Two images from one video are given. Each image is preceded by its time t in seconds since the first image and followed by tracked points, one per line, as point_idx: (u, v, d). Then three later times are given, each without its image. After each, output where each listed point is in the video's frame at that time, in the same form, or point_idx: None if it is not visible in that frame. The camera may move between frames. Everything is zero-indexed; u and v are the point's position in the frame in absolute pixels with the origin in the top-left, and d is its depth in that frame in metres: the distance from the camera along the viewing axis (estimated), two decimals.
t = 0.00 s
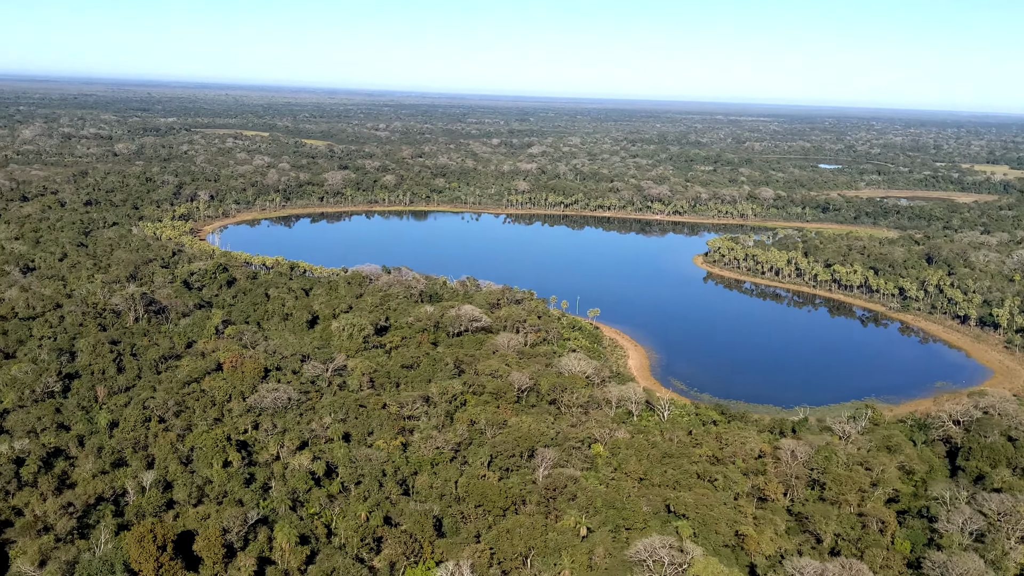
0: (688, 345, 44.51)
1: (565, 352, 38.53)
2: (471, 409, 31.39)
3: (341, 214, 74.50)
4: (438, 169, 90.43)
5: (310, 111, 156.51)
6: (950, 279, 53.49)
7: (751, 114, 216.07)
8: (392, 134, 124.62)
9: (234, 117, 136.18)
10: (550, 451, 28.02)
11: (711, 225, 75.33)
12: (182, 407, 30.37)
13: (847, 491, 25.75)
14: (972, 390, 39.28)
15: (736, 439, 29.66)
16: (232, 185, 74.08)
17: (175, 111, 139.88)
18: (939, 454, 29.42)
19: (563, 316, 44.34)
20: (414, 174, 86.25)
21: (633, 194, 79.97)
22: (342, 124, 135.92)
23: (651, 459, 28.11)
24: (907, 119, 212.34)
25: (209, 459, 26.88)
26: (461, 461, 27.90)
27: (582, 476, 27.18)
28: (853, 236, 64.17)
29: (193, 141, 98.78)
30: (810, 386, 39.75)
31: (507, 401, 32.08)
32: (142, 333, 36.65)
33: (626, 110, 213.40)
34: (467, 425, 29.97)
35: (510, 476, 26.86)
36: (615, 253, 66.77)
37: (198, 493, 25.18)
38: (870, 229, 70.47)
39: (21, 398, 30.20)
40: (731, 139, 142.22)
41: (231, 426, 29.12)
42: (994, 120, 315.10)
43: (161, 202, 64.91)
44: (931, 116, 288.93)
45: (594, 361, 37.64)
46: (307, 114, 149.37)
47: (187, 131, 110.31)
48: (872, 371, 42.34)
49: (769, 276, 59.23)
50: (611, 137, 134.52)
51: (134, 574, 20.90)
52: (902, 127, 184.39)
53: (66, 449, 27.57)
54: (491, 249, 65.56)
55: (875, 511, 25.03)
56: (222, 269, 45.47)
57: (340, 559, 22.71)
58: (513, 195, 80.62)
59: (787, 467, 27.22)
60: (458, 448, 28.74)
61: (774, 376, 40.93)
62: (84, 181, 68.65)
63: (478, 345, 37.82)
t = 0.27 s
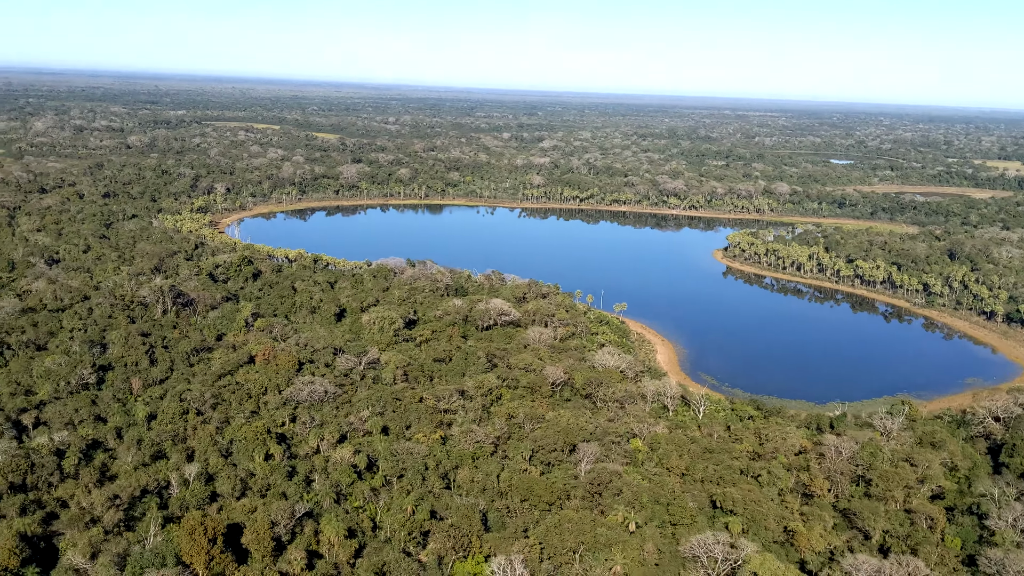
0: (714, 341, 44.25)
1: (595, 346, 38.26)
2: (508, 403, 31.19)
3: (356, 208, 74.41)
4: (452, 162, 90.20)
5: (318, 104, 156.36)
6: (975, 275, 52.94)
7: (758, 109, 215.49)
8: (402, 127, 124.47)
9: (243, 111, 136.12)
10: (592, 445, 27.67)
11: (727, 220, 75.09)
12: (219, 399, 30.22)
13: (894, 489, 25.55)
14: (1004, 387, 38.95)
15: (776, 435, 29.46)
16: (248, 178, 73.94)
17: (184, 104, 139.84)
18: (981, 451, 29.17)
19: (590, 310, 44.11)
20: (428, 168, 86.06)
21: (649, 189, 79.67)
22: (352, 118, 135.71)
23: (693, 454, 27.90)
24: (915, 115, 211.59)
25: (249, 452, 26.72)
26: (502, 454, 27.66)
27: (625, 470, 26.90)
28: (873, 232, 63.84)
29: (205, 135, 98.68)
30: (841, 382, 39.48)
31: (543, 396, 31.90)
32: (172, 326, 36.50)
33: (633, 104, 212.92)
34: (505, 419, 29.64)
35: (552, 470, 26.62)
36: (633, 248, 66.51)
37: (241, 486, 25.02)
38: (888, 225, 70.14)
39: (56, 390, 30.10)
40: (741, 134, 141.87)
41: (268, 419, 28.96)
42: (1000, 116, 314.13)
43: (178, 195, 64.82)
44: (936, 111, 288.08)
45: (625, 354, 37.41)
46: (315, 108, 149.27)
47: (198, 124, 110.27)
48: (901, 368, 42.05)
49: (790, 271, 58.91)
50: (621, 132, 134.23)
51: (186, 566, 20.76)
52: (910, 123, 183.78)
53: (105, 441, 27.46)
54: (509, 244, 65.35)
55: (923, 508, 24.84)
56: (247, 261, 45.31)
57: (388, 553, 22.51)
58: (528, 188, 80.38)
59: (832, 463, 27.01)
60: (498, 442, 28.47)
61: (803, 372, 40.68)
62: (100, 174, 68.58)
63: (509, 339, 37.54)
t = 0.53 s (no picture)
0: (739, 340, 44.04)
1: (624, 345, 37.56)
2: (542, 401, 30.76)
3: (366, 207, 74.08)
4: (461, 161, 89.93)
5: (322, 104, 156.14)
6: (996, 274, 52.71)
7: (761, 108, 215.47)
8: (408, 127, 124.25)
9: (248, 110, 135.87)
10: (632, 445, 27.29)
11: (737, 220, 74.89)
12: (252, 399, 30.00)
13: (939, 488, 25.35)
14: None
15: (815, 435, 29.21)
16: (259, 177, 73.66)
17: (189, 104, 139.64)
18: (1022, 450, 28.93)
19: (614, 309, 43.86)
20: (438, 167, 85.79)
21: (661, 187, 79.38)
22: (357, 117, 135.53)
23: (732, 454, 27.74)
24: (918, 115, 211.48)
25: (287, 451, 26.54)
26: (540, 453, 27.21)
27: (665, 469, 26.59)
28: (890, 231, 63.68)
29: (213, 134, 98.43)
30: (868, 381, 39.26)
31: (577, 395, 31.45)
32: (199, 325, 36.43)
33: (636, 103, 212.72)
34: (541, 418, 29.10)
35: (593, 469, 26.26)
36: (649, 247, 66.30)
37: (282, 485, 24.83)
38: (903, 224, 69.96)
39: (89, 390, 30.04)
40: (746, 134, 141.77)
41: (304, 418, 28.75)
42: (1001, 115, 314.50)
43: (191, 194, 64.60)
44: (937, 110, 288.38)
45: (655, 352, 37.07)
46: (320, 107, 149.07)
47: (205, 123, 110.02)
48: (927, 367, 41.83)
49: (809, 270, 58.75)
50: (627, 131, 134.08)
51: (235, 566, 20.64)
52: (914, 122, 183.80)
53: (141, 441, 27.35)
54: (524, 243, 65.16)
55: (969, 508, 24.66)
56: (268, 261, 45.00)
57: (435, 555, 22.30)
58: (539, 187, 80.11)
59: (874, 462, 26.80)
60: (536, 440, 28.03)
61: (830, 372, 40.46)
62: (112, 173, 68.50)
63: (537, 340, 36.56)
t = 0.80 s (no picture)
0: (773, 337, 43.75)
1: (662, 342, 37.12)
2: (587, 398, 30.31)
3: (386, 206, 73.92)
4: (478, 159, 89.72)
5: (333, 103, 156.18)
6: None
7: (770, 104, 214.84)
8: (420, 125, 124.12)
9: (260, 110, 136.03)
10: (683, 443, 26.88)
11: (758, 216, 74.60)
12: (296, 398, 29.82)
13: (999, 485, 24.98)
14: None
15: (866, 432, 28.87)
16: (278, 176, 73.57)
17: (201, 104, 139.89)
18: None
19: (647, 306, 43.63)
20: (455, 165, 85.58)
21: (681, 183, 78.98)
22: (369, 116, 135.55)
23: (784, 452, 27.45)
24: (929, 111, 210.47)
25: (338, 450, 26.38)
26: (591, 450, 26.77)
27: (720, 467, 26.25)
28: (916, 227, 63.24)
29: (228, 133, 98.45)
30: (907, 378, 38.93)
31: (621, 392, 30.91)
32: (237, 326, 36.41)
33: (645, 100, 212.30)
34: (589, 416, 28.65)
35: (646, 467, 25.87)
36: (672, 244, 65.98)
37: (337, 484, 24.65)
38: (926, 219, 69.54)
39: (133, 390, 30.00)
40: (758, 130, 141.27)
41: (351, 416, 28.55)
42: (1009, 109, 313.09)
43: (213, 194, 64.57)
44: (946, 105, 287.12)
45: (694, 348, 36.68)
46: (331, 107, 149.14)
47: (219, 123, 110.14)
48: (964, 363, 41.46)
49: (835, 267, 58.41)
50: (639, 128, 133.69)
51: (299, 565, 20.45)
52: (925, 118, 183.02)
53: (190, 441, 27.27)
54: (547, 242, 64.96)
55: None
56: (299, 260, 44.82)
57: (497, 554, 21.99)
58: (557, 184, 79.86)
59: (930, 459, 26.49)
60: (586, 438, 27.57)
61: (868, 368, 40.13)
62: (133, 173, 68.63)
63: (577, 338, 35.93)
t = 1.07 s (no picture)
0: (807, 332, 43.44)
1: (699, 337, 36.94)
2: (632, 395, 30.05)
3: (406, 204, 73.91)
4: (495, 157, 89.64)
5: (345, 102, 156.46)
6: None
7: (781, 100, 214.02)
8: (434, 123, 124.10)
9: (273, 110, 136.46)
10: (734, 441, 26.51)
11: (779, 212, 74.33)
12: (340, 396, 29.70)
13: None
14: None
15: (916, 428, 28.51)
16: (299, 175, 73.70)
17: (215, 104, 140.51)
18: None
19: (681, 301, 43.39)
20: (473, 162, 85.50)
21: (701, 179, 78.67)
22: (382, 115, 135.64)
23: (835, 448, 27.12)
24: (942, 106, 209.07)
25: (387, 449, 26.25)
26: (641, 448, 26.49)
27: (772, 464, 25.97)
28: (942, 222, 62.69)
29: (245, 133, 98.73)
30: (946, 373, 38.56)
31: (665, 389, 30.66)
32: (273, 325, 36.42)
33: (655, 97, 211.92)
34: (636, 414, 28.40)
35: (698, 465, 25.59)
36: (697, 241, 65.73)
37: (388, 482, 24.51)
38: (951, 214, 68.98)
39: (176, 389, 30.00)
40: (772, 126, 140.74)
41: (396, 414, 28.41)
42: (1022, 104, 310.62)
43: (236, 193, 64.70)
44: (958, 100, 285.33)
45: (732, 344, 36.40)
46: (343, 106, 149.51)
47: (235, 123, 110.47)
48: (1003, 357, 41.02)
49: (863, 262, 57.97)
50: (652, 124, 133.38)
51: (360, 564, 20.31)
52: (939, 112, 182.11)
53: (237, 440, 27.23)
54: (571, 239, 64.79)
55: None
56: (330, 258, 44.80)
57: (556, 552, 21.77)
58: (577, 181, 79.65)
59: (985, 456, 26.10)
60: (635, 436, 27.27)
61: (906, 364, 39.78)
62: (155, 173, 68.84)
63: (614, 334, 35.75)
